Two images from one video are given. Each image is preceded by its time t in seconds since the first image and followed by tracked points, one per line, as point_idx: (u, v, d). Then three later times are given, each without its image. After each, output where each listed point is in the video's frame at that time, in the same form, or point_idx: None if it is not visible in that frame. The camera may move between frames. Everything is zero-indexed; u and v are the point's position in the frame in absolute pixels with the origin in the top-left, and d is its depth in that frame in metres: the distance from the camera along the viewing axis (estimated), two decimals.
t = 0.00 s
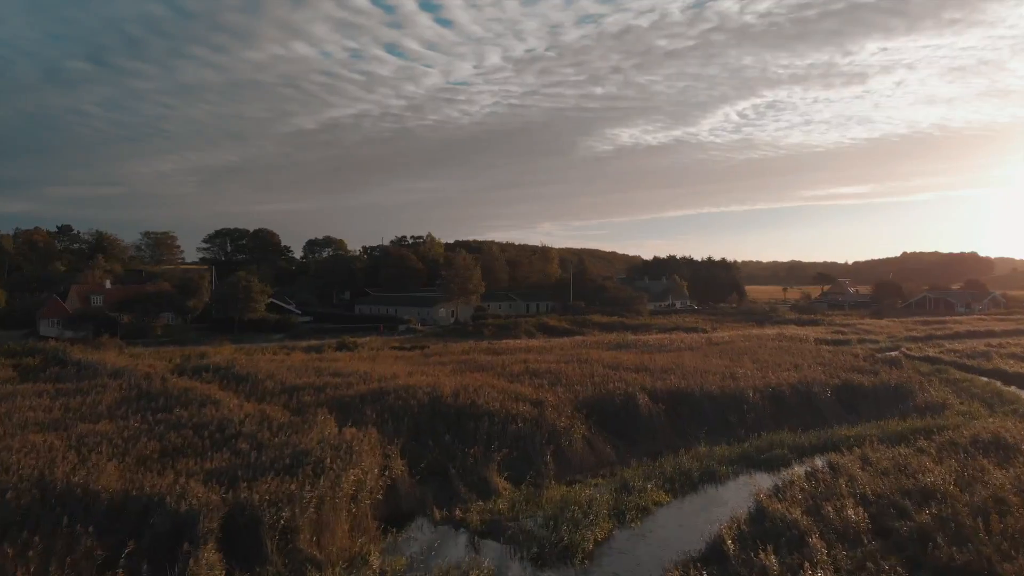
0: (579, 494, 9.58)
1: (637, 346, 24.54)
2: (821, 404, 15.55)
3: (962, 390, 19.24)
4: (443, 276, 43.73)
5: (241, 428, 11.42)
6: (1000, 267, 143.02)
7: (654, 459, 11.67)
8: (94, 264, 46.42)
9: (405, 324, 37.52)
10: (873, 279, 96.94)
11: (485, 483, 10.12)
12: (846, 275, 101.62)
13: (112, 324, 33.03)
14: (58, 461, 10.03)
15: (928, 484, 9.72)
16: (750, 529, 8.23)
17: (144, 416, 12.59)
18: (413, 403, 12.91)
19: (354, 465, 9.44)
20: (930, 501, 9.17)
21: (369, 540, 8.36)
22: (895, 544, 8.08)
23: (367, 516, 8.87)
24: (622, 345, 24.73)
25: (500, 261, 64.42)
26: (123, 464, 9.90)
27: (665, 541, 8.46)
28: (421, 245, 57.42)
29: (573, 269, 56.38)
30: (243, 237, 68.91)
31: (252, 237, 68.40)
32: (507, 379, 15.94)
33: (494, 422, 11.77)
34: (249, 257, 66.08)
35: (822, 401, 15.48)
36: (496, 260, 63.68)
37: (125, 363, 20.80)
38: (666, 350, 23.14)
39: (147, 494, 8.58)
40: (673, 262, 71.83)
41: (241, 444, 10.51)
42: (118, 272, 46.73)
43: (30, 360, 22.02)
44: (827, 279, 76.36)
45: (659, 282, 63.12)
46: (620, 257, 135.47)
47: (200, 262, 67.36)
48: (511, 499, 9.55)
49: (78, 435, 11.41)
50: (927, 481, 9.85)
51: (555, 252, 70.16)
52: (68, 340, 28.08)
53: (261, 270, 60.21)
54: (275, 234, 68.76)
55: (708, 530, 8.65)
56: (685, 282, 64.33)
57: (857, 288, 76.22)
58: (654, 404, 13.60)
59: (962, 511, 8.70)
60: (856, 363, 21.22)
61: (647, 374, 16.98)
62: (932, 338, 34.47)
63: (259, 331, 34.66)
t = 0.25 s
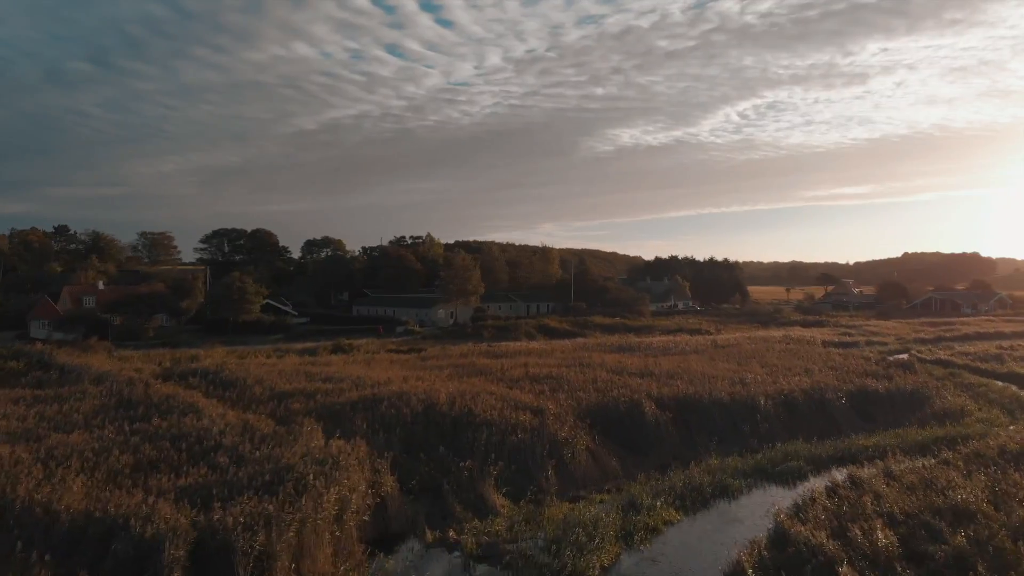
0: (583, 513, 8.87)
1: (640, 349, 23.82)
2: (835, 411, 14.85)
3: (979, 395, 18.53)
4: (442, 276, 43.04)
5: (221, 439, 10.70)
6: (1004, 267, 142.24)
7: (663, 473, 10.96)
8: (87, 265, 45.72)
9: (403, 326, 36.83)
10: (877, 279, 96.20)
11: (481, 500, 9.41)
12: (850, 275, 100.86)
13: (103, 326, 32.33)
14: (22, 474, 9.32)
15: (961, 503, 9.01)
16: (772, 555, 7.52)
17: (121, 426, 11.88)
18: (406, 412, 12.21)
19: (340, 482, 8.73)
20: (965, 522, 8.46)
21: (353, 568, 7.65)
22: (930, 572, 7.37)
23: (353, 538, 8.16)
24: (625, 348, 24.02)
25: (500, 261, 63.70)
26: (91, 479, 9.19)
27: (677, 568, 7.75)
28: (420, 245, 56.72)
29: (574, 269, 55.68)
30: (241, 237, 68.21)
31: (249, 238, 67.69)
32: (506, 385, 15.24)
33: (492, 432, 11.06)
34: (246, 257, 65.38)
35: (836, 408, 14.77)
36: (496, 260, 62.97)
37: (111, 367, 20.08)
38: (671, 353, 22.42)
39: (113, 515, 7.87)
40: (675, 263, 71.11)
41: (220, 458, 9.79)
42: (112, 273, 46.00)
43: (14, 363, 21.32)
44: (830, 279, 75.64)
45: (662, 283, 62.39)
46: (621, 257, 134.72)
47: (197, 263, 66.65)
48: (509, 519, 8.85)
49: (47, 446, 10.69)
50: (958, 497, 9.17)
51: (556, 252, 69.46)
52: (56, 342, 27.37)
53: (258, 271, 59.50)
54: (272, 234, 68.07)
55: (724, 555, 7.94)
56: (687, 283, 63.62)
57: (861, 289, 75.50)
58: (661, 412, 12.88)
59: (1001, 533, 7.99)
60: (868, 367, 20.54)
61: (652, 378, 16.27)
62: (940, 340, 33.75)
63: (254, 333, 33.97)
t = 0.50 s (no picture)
0: (586, 539, 8.07)
1: (644, 352, 23.02)
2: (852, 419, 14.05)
3: (998, 402, 17.71)
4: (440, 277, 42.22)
5: (194, 454, 9.87)
6: (1007, 267, 141.39)
7: (673, 491, 10.14)
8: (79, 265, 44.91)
9: (401, 327, 36.04)
10: (881, 279, 95.34)
11: (476, 523, 8.59)
12: (853, 275, 100.00)
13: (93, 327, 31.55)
14: None
15: (1004, 525, 8.18)
16: None
17: (89, 438, 11.06)
18: (397, 423, 11.39)
19: (320, 506, 7.92)
20: (1012, 550, 7.63)
21: None
22: None
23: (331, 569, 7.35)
24: (628, 351, 23.19)
25: (500, 261, 62.87)
26: (47, 499, 8.38)
27: None
28: (419, 245, 55.90)
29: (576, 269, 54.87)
30: (238, 237, 67.40)
31: (246, 238, 66.88)
32: (504, 392, 14.41)
33: (489, 445, 10.25)
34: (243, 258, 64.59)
35: (855, 416, 13.95)
36: (496, 261, 62.14)
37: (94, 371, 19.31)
38: (677, 356, 21.57)
39: (65, 544, 7.02)
40: (677, 263, 70.26)
41: (191, 476, 8.97)
42: (105, 274, 45.19)
43: None
44: (834, 279, 74.82)
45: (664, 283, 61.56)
46: (622, 258, 133.87)
47: (194, 263, 65.84)
48: (506, 547, 8.03)
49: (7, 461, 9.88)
50: (999, 518, 8.37)
51: (556, 252, 68.64)
52: (42, 345, 26.57)
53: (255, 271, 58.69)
54: (270, 235, 67.34)
55: None
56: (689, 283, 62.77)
57: (865, 289, 74.65)
58: (670, 423, 12.07)
59: None
60: (881, 371, 19.72)
61: (659, 384, 15.46)
62: (950, 343, 32.92)
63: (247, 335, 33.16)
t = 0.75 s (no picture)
0: (592, 566, 7.35)
1: (648, 355, 22.29)
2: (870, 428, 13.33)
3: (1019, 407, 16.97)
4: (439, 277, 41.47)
5: (166, 471, 9.13)
6: (1011, 268, 140.61)
7: (684, 509, 9.43)
8: (72, 265, 44.17)
9: (399, 329, 35.34)
10: (884, 279, 94.57)
11: (471, 546, 7.88)
12: (856, 276, 99.22)
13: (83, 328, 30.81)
14: None
15: None
16: None
17: (58, 451, 10.34)
18: (387, 434, 10.66)
19: (298, 531, 7.20)
20: None
21: None
22: None
23: None
24: (632, 354, 22.43)
25: (499, 262, 62.12)
26: None
27: None
28: (418, 245, 55.16)
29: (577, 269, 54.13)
30: (235, 237, 66.65)
31: (244, 238, 66.12)
32: (503, 399, 13.69)
33: (486, 458, 9.53)
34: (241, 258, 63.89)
35: (872, 425, 13.24)
36: (496, 261, 61.43)
37: (77, 376, 18.58)
38: (682, 360, 20.82)
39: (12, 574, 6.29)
40: (679, 263, 69.53)
41: (161, 496, 8.26)
42: (99, 274, 44.45)
43: None
44: (837, 279, 74.05)
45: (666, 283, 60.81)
46: (624, 258, 133.08)
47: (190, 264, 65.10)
48: None
49: None
50: None
51: (557, 252, 67.90)
52: (29, 348, 25.83)
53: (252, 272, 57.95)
54: (267, 234, 66.64)
55: None
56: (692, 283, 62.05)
57: (869, 289, 73.88)
58: (679, 433, 11.36)
59: None
60: (895, 375, 18.98)
61: (665, 390, 14.74)
62: (961, 344, 32.18)
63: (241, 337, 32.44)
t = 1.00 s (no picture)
0: None
1: (653, 358, 21.44)
2: (892, 440, 12.52)
3: None
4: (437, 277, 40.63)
5: (130, 492, 8.32)
6: (1014, 268, 139.72)
7: (699, 533, 8.63)
8: (64, 265, 43.38)
9: (395, 331, 34.53)
10: (888, 280, 93.71)
11: None
12: (860, 276, 98.31)
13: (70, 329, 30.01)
14: None
15: None
16: None
17: (17, 465, 9.55)
18: (374, 448, 9.85)
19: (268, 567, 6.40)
20: None
21: None
22: None
23: None
24: (636, 358, 21.59)
25: (499, 262, 61.28)
26: None
27: None
28: (416, 246, 54.36)
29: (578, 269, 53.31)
30: (231, 237, 65.81)
31: (240, 238, 65.29)
32: (501, 407, 12.89)
33: (481, 476, 8.73)
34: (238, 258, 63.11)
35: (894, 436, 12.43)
36: (496, 261, 60.60)
37: (56, 381, 17.77)
38: (688, 364, 19.98)
39: None
40: (682, 262, 68.65)
41: (120, 523, 7.46)
42: (91, 275, 43.65)
43: None
44: (842, 280, 73.15)
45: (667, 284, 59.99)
46: (625, 258, 132.16)
47: (186, 264, 64.28)
48: None
49: None
50: None
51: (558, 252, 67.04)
52: (12, 351, 25.02)
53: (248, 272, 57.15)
54: (265, 234, 65.86)
55: None
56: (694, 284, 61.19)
57: (873, 290, 72.97)
58: (690, 446, 10.55)
59: None
60: (913, 380, 18.14)
61: (673, 397, 13.93)
62: (973, 347, 31.29)
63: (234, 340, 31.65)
